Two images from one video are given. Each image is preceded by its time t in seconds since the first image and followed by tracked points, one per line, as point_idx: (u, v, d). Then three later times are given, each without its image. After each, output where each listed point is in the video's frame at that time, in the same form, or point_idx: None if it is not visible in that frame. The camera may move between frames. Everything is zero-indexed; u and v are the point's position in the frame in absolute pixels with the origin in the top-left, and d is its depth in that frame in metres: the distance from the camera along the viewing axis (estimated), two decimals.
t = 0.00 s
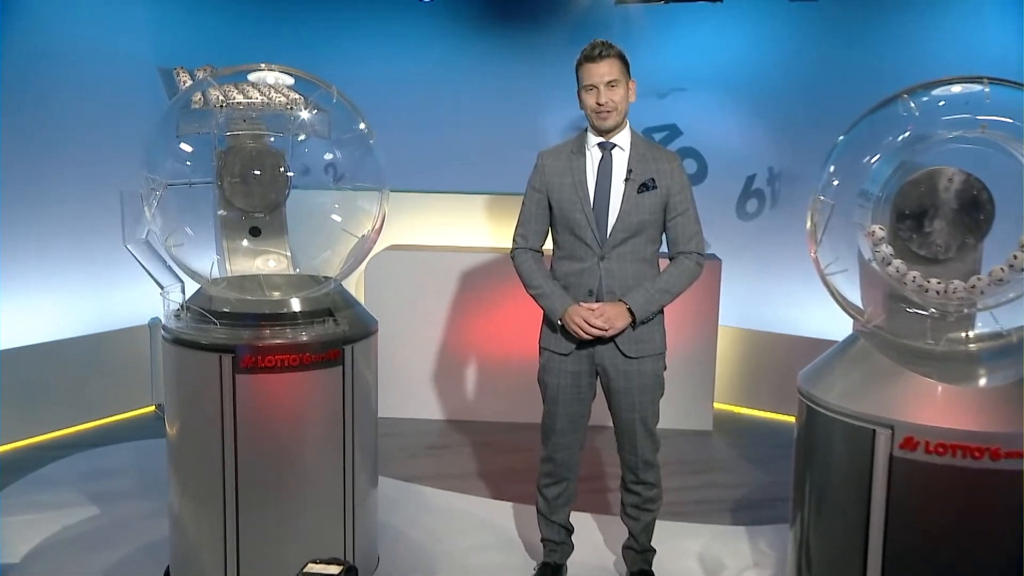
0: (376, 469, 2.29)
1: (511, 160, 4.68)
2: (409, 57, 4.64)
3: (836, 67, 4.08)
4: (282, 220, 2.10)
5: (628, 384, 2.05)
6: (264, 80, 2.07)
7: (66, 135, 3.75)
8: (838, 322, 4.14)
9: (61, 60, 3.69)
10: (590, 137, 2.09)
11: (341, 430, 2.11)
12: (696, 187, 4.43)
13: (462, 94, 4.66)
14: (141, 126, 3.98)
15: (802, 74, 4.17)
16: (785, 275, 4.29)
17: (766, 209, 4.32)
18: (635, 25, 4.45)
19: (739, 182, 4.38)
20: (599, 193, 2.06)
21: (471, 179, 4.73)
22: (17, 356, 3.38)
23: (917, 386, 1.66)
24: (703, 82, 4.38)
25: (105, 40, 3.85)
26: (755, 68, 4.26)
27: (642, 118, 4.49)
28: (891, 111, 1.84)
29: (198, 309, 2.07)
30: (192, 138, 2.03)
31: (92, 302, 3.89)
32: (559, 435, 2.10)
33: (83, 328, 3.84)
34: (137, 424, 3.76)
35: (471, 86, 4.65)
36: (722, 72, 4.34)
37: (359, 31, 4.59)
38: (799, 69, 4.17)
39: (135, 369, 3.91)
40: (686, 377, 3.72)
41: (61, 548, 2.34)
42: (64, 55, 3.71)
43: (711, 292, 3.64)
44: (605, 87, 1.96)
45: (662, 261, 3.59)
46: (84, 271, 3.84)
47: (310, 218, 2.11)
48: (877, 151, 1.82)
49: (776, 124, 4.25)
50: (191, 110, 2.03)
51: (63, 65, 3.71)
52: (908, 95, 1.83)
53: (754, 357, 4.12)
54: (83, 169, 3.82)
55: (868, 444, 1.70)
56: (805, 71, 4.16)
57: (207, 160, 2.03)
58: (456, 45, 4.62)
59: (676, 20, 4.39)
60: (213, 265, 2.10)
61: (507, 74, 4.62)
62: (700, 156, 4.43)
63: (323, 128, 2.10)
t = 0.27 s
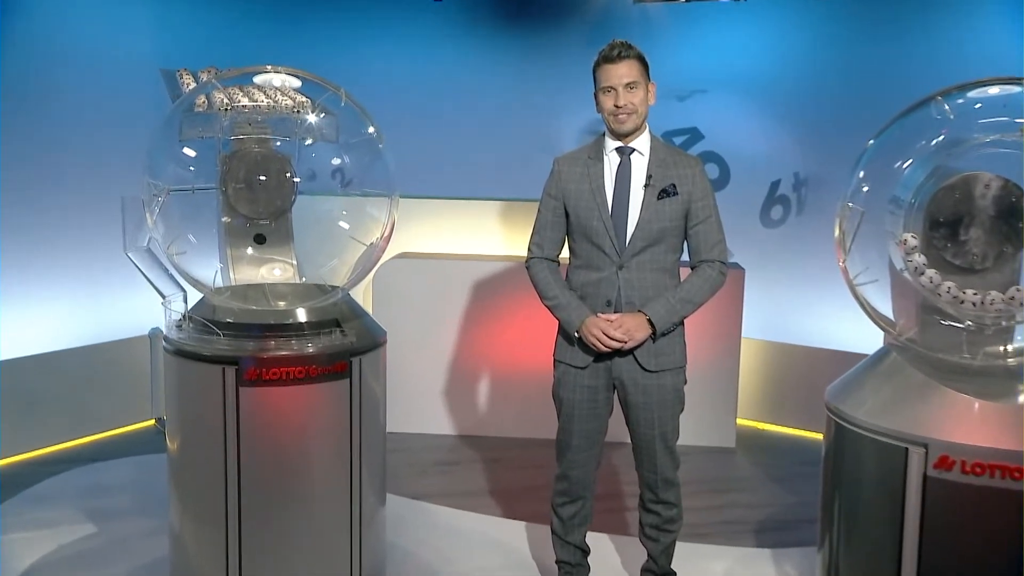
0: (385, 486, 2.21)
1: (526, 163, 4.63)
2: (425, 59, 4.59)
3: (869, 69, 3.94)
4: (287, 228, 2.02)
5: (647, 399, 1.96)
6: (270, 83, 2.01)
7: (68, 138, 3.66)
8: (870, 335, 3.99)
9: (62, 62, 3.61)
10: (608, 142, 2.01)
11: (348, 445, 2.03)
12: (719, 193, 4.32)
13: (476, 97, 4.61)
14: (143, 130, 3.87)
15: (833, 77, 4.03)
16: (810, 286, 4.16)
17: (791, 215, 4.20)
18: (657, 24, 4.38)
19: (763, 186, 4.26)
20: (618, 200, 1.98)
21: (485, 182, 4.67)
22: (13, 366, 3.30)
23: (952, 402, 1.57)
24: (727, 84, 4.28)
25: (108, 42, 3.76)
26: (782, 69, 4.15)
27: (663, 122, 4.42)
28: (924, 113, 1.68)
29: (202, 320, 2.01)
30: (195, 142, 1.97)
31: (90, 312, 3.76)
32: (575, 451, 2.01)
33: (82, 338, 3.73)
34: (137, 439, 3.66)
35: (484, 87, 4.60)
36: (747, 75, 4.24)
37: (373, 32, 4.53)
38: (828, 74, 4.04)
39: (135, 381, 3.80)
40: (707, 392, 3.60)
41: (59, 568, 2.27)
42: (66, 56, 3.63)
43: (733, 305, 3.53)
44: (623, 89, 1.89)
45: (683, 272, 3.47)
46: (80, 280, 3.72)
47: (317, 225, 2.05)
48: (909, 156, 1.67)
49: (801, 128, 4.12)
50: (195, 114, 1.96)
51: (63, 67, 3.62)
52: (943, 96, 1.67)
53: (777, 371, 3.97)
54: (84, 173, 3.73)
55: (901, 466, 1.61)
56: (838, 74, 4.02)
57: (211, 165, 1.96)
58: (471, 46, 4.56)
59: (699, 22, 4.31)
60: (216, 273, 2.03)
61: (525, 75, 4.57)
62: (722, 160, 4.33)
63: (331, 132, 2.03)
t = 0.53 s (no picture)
0: (390, 501, 2.15)
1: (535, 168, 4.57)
2: (436, 60, 4.54)
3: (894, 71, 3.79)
4: (290, 234, 1.96)
5: (662, 412, 1.90)
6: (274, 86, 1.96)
7: (66, 141, 3.58)
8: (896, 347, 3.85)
9: (59, 61, 3.51)
10: (620, 146, 1.95)
11: (352, 459, 1.97)
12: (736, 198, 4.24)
13: (485, 99, 4.55)
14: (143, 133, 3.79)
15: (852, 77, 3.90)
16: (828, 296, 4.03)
17: (811, 221, 4.07)
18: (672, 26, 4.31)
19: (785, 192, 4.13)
20: (631, 206, 1.92)
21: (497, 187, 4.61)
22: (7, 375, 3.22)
23: (981, 416, 1.50)
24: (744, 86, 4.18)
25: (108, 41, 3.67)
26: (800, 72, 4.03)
27: (677, 125, 4.34)
28: (950, 116, 1.61)
29: (202, 329, 1.95)
30: (197, 146, 1.92)
31: (88, 321, 3.69)
32: (586, 465, 1.95)
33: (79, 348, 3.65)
34: (132, 453, 3.56)
35: (493, 89, 4.54)
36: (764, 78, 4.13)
37: (383, 32, 4.48)
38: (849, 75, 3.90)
39: (130, 390, 3.70)
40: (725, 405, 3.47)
41: None
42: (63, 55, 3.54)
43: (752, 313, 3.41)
44: (637, 91, 1.84)
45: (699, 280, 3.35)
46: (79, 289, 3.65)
47: (323, 231, 1.99)
48: (934, 161, 1.61)
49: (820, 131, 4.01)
50: (196, 116, 1.91)
51: (59, 67, 3.52)
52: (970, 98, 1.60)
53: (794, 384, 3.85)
54: (83, 176, 3.65)
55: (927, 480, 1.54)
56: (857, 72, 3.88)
57: (212, 170, 1.90)
58: (481, 49, 4.52)
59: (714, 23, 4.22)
60: (217, 281, 1.97)
61: (536, 77, 4.52)
62: (739, 164, 4.23)
63: (336, 136, 1.98)
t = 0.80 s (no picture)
0: (394, 520, 2.07)
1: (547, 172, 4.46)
2: (440, 61, 4.42)
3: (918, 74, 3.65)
4: (292, 241, 1.90)
5: (677, 427, 1.82)
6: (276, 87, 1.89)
7: (62, 143, 3.47)
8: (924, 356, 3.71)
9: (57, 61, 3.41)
10: (635, 150, 1.88)
11: (355, 476, 1.90)
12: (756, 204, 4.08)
13: (494, 104, 4.45)
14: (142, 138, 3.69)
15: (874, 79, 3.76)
16: (850, 306, 3.89)
17: (833, 228, 3.92)
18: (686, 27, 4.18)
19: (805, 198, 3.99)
20: (645, 212, 1.85)
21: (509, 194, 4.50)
22: None
23: (1014, 433, 1.41)
24: (761, 88, 4.05)
25: (107, 44, 3.57)
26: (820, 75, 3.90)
27: (695, 128, 4.20)
28: (980, 119, 1.53)
29: (201, 339, 1.88)
30: (196, 150, 1.85)
31: (81, 332, 3.57)
32: (598, 483, 1.87)
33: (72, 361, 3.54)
34: (127, 468, 3.43)
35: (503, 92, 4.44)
36: (784, 81, 4.00)
37: (389, 32, 4.36)
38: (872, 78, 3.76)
39: (126, 404, 3.58)
40: (747, 417, 3.33)
41: None
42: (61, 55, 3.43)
43: (773, 322, 3.28)
44: (652, 93, 1.77)
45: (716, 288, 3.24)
46: (73, 299, 3.54)
47: (325, 239, 1.91)
48: (963, 165, 1.52)
49: (843, 135, 3.85)
50: (195, 120, 1.85)
51: (57, 67, 3.41)
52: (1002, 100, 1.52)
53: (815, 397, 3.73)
54: (79, 180, 3.53)
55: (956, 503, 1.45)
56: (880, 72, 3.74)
57: (211, 175, 1.84)
58: (492, 48, 4.41)
59: (730, 22, 4.10)
60: (216, 290, 1.91)
61: (548, 79, 4.41)
62: (757, 169, 4.09)
63: (340, 140, 1.91)
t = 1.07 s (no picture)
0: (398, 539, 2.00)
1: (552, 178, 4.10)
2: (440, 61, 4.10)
3: (958, 74, 3.40)
4: (292, 249, 1.83)
5: (693, 443, 1.75)
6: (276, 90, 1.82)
7: (49, 150, 3.24)
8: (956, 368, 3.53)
9: (44, 64, 3.20)
10: (649, 155, 1.81)
11: (357, 494, 1.82)
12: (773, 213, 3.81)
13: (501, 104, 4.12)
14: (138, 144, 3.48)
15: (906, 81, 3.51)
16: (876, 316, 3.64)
17: (856, 234, 3.67)
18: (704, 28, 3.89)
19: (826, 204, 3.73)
20: (660, 219, 1.78)
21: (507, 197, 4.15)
22: None
23: None
24: (785, 90, 3.78)
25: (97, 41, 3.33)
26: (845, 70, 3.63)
27: (712, 132, 3.92)
28: (1013, 120, 1.45)
29: (198, 351, 1.82)
30: (193, 155, 1.78)
31: (76, 343, 3.36)
32: (611, 501, 1.80)
33: (67, 371, 3.33)
34: (121, 488, 3.20)
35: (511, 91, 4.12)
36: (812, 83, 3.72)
37: (389, 32, 4.04)
38: (903, 78, 3.51)
39: (119, 420, 3.37)
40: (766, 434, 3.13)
41: None
42: (46, 56, 3.20)
43: (794, 332, 3.09)
44: (668, 96, 1.71)
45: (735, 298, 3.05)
46: (64, 308, 3.32)
47: (326, 246, 1.83)
48: (993, 170, 1.44)
49: (873, 140, 3.60)
50: (192, 124, 1.78)
51: (44, 71, 3.20)
52: None
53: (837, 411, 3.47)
54: (65, 189, 3.30)
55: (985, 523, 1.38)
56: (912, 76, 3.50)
57: (210, 181, 1.77)
58: (496, 50, 4.09)
59: (752, 19, 3.83)
60: (214, 299, 1.83)
61: (556, 78, 4.07)
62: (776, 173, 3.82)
63: (342, 144, 1.82)
